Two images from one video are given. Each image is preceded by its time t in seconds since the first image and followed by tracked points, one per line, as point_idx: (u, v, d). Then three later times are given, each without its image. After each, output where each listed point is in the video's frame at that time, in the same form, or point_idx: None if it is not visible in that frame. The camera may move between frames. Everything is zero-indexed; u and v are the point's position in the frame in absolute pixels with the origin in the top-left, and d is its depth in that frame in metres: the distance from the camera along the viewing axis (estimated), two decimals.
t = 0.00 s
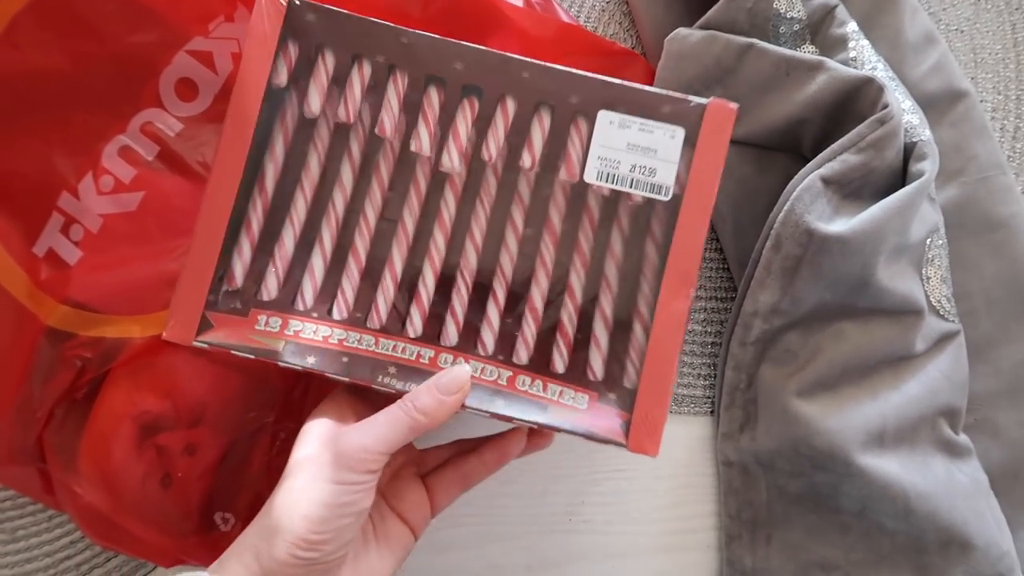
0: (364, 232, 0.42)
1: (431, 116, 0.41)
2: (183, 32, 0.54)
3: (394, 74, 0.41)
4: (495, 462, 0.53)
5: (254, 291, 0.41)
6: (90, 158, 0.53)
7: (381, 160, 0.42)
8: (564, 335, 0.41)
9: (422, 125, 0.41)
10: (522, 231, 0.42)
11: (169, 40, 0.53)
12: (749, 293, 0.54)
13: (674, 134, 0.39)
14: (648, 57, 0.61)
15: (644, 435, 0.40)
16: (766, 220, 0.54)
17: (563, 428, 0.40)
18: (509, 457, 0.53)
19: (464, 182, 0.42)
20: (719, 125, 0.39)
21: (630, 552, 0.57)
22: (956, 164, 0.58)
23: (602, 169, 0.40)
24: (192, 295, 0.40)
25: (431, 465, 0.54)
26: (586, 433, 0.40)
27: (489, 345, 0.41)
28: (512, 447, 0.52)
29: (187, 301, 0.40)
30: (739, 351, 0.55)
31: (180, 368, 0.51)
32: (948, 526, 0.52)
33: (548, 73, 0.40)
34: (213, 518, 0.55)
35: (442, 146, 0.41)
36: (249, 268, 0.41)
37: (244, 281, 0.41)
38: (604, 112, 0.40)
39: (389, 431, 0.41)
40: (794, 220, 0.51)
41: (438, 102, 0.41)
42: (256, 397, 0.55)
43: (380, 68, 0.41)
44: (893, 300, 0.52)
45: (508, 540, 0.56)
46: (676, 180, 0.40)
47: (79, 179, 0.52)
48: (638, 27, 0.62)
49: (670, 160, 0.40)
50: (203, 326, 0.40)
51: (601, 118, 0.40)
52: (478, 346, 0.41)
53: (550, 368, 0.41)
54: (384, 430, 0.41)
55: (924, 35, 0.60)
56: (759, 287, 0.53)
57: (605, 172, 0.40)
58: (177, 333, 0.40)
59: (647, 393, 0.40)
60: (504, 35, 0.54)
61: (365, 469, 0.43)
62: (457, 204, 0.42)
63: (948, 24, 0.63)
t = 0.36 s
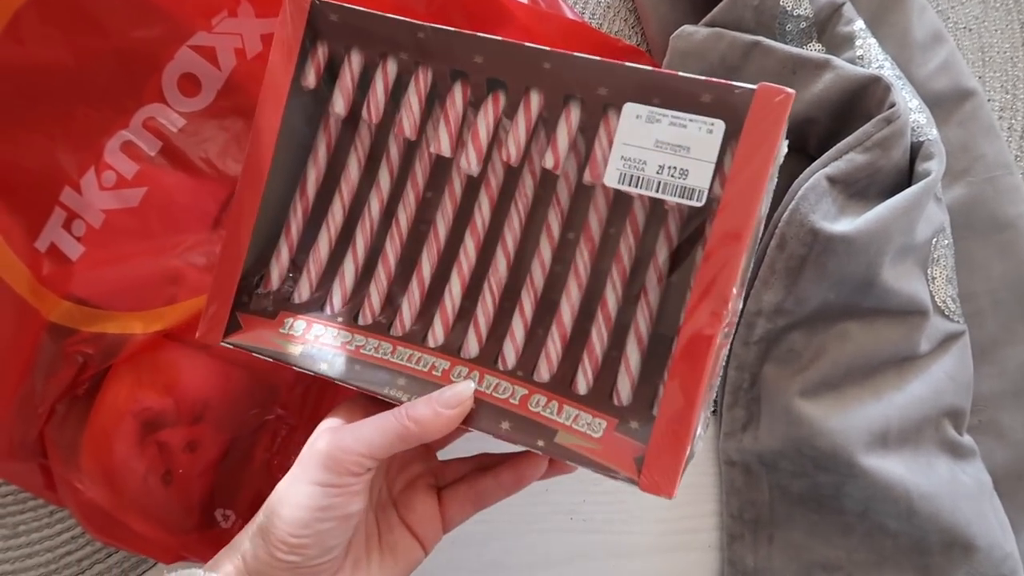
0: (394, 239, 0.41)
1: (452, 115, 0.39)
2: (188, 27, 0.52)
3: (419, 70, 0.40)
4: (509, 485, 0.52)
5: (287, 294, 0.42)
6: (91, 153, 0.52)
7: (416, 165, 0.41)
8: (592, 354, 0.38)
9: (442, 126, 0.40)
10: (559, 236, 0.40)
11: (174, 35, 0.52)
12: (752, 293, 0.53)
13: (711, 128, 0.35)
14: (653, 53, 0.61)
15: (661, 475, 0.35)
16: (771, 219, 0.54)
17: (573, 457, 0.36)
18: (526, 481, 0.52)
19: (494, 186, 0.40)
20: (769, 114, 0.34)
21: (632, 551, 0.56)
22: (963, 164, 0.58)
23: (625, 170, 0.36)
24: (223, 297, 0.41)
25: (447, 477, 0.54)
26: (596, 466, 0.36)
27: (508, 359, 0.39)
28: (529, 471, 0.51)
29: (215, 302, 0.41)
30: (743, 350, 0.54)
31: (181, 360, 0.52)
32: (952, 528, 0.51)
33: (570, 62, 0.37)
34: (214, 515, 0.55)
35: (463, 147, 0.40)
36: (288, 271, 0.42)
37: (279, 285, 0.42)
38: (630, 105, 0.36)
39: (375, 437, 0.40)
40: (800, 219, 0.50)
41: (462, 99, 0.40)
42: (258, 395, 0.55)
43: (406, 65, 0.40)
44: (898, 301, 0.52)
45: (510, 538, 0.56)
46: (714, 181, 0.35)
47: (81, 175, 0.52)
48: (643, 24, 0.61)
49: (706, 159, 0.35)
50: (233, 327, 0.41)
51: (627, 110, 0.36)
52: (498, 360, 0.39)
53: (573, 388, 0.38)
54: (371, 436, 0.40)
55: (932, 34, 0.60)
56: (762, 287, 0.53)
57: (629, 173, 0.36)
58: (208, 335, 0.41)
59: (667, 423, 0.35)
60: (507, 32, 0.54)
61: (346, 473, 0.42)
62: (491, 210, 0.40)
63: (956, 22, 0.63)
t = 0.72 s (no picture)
0: (367, 250, 0.38)
1: (420, 120, 0.36)
2: (188, 23, 0.52)
3: (377, 71, 0.36)
4: (505, 481, 0.52)
5: (264, 302, 0.40)
6: (92, 148, 0.52)
7: (381, 167, 0.38)
8: (583, 361, 0.37)
9: (411, 136, 0.36)
10: (543, 233, 0.37)
11: (173, 29, 0.52)
12: (752, 290, 0.53)
13: (707, 149, 0.33)
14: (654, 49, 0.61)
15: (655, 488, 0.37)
16: (772, 216, 0.54)
17: (573, 469, 0.37)
18: (521, 477, 0.52)
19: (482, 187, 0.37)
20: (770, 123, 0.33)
21: (631, 548, 0.56)
22: (964, 161, 0.58)
23: (615, 195, 0.35)
24: (200, 315, 0.38)
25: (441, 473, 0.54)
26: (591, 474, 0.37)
27: (500, 364, 0.38)
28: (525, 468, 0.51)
29: (194, 322, 0.39)
30: (742, 347, 0.54)
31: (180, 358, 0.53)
32: (951, 525, 0.51)
33: (549, 70, 0.34)
34: (213, 510, 0.55)
35: (435, 155, 0.37)
36: (261, 280, 0.40)
37: (254, 294, 0.39)
38: (618, 123, 0.34)
39: (370, 444, 0.41)
40: (800, 216, 0.50)
41: (428, 101, 0.36)
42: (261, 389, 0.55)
43: (362, 63, 0.36)
44: (897, 298, 0.52)
45: (510, 534, 0.56)
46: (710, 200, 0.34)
47: (81, 170, 0.52)
48: (644, 20, 0.62)
49: (701, 181, 0.33)
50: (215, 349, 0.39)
51: (615, 128, 0.34)
52: (490, 366, 0.38)
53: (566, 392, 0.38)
54: (366, 444, 0.41)
55: (933, 31, 0.59)
56: (763, 284, 0.53)
57: (619, 198, 0.35)
58: (191, 358, 0.39)
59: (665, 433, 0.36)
60: (508, 26, 0.54)
61: (338, 476, 0.43)
62: (470, 211, 0.37)
63: (957, 19, 0.63)
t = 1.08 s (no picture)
0: (386, 253, 0.39)
1: (460, 122, 0.38)
2: (188, 19, 0.52)
3: (422, 76, 0.38)
4: (511, 482, 0.52)
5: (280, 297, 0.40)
6: (90, 144, 0.52)
7: (405, 174, 0.39)
8: (590, 368, 0.39)
9: (450, 136, 0.38)
10: (560, 240, 0.39)
11: (172, 26, 0.52)
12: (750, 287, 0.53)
13: (732, 165, 0.35)
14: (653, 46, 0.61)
15: (667, 483, 0.38)
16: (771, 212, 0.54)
17: (583, 466, 0.38)
18: (528, 478, 0.52)
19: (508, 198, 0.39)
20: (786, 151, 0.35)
21: (629, 544, 0.57)
22: (963, 158, 0.58)
23: (644, 201, 0.36)
24: (219, 297, 0.39)
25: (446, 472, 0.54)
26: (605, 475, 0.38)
27: (512, 365, 0.39)
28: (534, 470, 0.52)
29: (211, 309, 0.39)
30: (740, 344, 0.54)
31: (179, 353, 0.52)
32: (949, 523, 0.52)
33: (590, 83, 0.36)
34: (212, 507, 0.55)
35: (471, 160, 0.38)
36: (276, 274, 0.40)
37: (270, 286, 0.40)
38: (653, 135, 0.36)
39: (394, 443, 0.40)
40: (800, 214, 0.50)
41: (469, 105, 0.38)
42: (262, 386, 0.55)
43: (406, 66, 0.38)
44: (896, 296, 0.52)
45: (508, 530, 0.56)
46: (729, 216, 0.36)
47: (80, 166, 0.52)
48: (643, 16, 0.61)
49: (726, 195, 0.35)
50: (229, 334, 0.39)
51: (650, 140, 0.36)
52: (501, 367, 0.39)
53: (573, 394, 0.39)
54: (389, 443, 0.41)
55: (933, 28, 0.59)
56: (762, 281, 0.53)
57: (648, 205, 0.36)
58: (203, 344, 0.39)
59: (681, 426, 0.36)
60: (507, 23, 0.54)
61: (362, 477, 0.42)
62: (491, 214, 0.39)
63: (957, 17, 0.63)
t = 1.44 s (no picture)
0: (383, 253, 0.39)
1: (460, 123, 0.38)
2: (184, 18, 0.52)
3: (422, 78, 0.38)
4: (505, 480, 0.52)
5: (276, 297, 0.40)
6: (87, 145, 0.52)
7: (402, 176, 0.39)
8: (585, 367, 0.38)
9: (449, 136, 0.38)
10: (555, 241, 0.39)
11: (168, 25, 0.52)
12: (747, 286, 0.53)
13: (724, 165, 0.36)
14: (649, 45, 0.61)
15: (661, 478, 0.37)
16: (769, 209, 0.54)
17: (577, 464, 0.38)
18: (522, 476, 0.52)
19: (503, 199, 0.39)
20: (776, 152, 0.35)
21: (627, 543, 0.57)
22: (959, 156, 0.58)
23: (639, 200, 0.36)
24: (213, 294, 0.39)
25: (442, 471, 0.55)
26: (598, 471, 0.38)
27: (508, 365, 0.39)
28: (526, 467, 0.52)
29: (208, 308, 0.39)
30: (738, 343, 0.54)
31: (178, 353, 0.52)
32: (946, 520, 0.52)
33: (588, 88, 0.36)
34: (209, 507, 0.55)
35: (470, 160, 0.38)
36: (272, 272, 0.40)
37: (267, 286, 0.40)
38: (647, 136, 0.36)
39: (391, 444, 0.40)
40: (796, 212, 0.50)
41: (469, 108, 0.38)
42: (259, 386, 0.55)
43: (407, 68, 0.38)
44: (893, 294, 0.52)
45: (506, 529, 0.56)
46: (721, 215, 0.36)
47: (76, 166, 0.52)
48: (640, 15, 0.61)
49: (718, 193, 0.36)
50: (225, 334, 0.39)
51: (644, 141, 0.36)
52: (496, 366, 0.39)
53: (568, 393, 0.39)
54: (386, 444, 0.40)
55: (929, 26, 0.59)
56: (758, 280, 0.53)
57: (642, 204, 0.36)
58: (199, 343, 0.39)
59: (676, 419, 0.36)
60: (503, 22, 0.54)
61: (360, 478, 0.42)
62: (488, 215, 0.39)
63: (954, 14, 0.63)
